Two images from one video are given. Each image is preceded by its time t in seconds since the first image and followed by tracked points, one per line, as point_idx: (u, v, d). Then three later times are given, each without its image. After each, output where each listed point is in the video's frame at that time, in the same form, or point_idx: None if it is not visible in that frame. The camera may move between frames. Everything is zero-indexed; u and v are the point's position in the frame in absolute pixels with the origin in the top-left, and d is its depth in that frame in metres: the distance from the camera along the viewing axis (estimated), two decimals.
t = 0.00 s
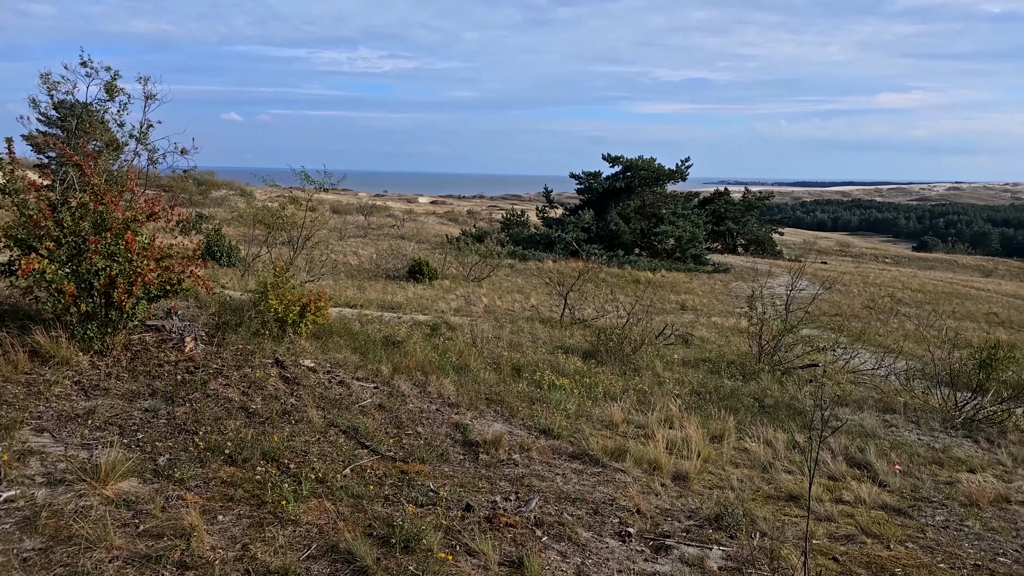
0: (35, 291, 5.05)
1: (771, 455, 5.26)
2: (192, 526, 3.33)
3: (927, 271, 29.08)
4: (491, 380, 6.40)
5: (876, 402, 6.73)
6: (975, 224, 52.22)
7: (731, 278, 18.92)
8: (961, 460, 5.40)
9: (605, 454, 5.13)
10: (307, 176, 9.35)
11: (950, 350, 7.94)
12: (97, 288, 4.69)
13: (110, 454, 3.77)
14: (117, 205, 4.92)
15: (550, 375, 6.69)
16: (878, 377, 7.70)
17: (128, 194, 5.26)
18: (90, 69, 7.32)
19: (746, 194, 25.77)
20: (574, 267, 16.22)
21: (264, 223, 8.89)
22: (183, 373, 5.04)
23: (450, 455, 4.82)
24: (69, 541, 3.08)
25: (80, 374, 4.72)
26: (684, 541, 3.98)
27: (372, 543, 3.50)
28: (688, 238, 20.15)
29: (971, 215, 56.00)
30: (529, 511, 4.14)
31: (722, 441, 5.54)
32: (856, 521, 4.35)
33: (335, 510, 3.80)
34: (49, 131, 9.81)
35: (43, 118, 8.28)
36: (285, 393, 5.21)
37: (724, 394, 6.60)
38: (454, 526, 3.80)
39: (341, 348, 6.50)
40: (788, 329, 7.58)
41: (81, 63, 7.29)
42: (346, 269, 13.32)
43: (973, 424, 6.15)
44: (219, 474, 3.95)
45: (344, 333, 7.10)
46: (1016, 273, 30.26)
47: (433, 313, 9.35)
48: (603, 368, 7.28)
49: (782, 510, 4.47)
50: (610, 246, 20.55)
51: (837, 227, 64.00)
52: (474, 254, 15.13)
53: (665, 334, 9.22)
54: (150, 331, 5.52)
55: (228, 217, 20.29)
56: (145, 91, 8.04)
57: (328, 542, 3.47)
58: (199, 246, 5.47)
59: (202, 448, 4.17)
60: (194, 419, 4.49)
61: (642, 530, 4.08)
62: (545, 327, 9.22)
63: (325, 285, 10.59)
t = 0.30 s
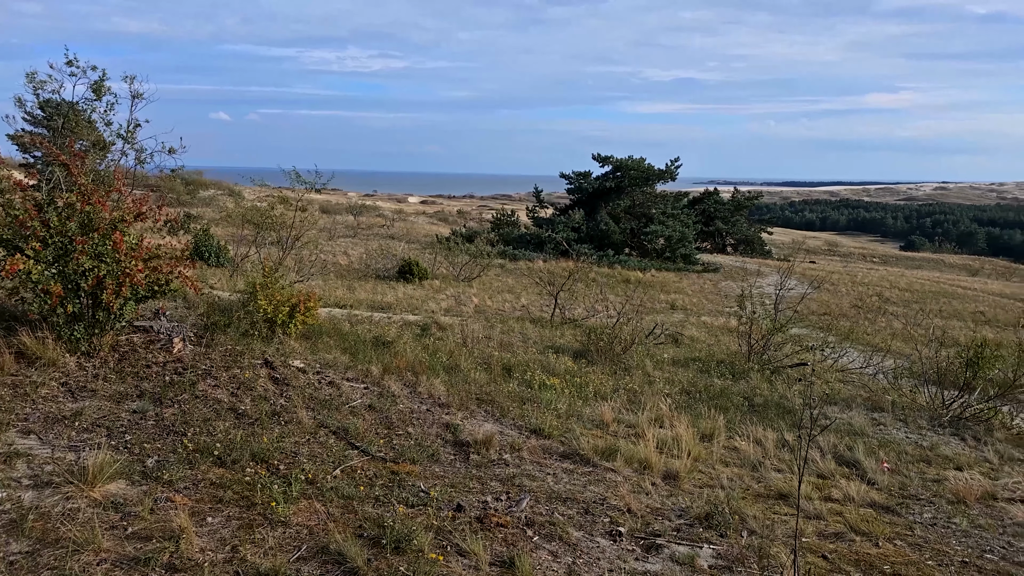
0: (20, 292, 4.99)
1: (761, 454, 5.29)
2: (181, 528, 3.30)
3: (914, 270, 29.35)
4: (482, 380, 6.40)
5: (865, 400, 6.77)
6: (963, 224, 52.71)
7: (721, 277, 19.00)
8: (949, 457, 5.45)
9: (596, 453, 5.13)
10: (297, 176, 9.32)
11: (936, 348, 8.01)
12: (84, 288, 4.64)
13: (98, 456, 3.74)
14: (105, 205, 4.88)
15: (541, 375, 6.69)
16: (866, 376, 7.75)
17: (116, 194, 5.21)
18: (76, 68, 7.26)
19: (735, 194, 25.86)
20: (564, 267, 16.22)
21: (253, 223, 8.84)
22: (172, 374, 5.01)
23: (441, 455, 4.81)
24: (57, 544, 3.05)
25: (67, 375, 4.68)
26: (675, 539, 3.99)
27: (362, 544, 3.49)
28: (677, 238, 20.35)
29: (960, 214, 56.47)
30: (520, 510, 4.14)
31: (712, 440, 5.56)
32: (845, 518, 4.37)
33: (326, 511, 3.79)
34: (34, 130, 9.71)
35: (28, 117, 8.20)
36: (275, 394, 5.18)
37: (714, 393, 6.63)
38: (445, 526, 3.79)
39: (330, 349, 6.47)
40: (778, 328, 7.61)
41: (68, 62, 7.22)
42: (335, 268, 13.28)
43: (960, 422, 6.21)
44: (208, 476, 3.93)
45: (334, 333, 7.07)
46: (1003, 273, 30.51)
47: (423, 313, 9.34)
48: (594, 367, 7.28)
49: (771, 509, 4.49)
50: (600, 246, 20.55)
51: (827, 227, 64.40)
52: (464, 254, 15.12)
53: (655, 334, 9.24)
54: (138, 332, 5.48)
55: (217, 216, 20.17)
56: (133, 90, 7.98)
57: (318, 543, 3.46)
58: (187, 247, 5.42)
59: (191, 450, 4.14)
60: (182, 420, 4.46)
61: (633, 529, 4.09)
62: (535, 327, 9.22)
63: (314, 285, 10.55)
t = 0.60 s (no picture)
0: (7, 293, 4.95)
1: (751, 453, 5.31)
2: (171, 531, 3.28)
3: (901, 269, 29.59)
4: (473, 381, 6.39)
5: (854, 399, 6.81)
6: (951, 224, 53.19)
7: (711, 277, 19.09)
8: (937, 456, 5.49)
9: (588, 453, 5.13)
10: (288, 176, 9.28)
11: (924, 347, 8.07)
12: (72, 289, 4.60)
13: (86, 459, 3.71)
14: (92, 205, 4.84)
15: (532, 375, 6.69)
16: (855, 375, 7.80)
17: (104, 194, 5.17)
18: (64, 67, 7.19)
19: (726, 195, 25.97)
20: (555, 267, 16.23)
21: (243, 223, 8.80)
22: (161, 376, 4.97)
23: (432, 456, 4.80)
24: (45, 548, 3.03)
25: (54, 377, 4.64)
26: (666, 539, 4.00)
27: (354, 546, 3.48)
28: (668, 238, 20.33)
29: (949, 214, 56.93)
30: (512, 511, 4.14)
31: (703, 439, 5.57)
32: (835, 517, 4.39)
33: (317, 512, 3.77)
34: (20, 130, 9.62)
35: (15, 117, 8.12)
36: (265, 395, 5.16)
37: (705, 393, 6.65)
38: (437, 527, 3.79)
39: (320, 350, 6.45)
40: (768, 327, 7.64)
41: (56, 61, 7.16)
42: (326, 269, 13.25)
43: (948, 421, 6.26)
44: (198, 478, 3.90)
45: (324, 334, 7.05)
46: (990, 272, 30.76)
47: (413, 314, 9.33)
48: (585, 367, 7.29)
49: (762, 508, 4.51)
50: (590, 246, 20.47)
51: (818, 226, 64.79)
52: (455, 255, 15.10)
53: (646, 334, 9.26)
54: (126, 333, 5.44)
55: (207, 216, 20.06)
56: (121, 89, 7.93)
57: (309, 544, 3.44)
58: (176, 247, 5.39)
59: (180, 451, 4.11)
60: (171, 422, 4.43)
61: (624, 529, 4.09)
62: (526, 327, 9.22)
63: (304, 286, 10.51)
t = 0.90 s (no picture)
0: None
1: (741, 451, 5.33)
2: (160, 533, 3.26)
3: (890, 268, 29.84)
4: (464, 380, 6.39)
5: (843, 398, 6.85)
6: (940, 224, 53.65)
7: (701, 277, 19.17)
8: (925, 454, 5.53)
9: (579, 452, 5.14)
10: (278, 176, 9.25)
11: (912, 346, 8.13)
12: (59, 290, 4.56)
13: (73, 461, 3.68)
14: (80, 206, 4.80)
15: (523, 375, 6.68)
16: (844, 373, 7.85)
17: (91, 195, 5.13)
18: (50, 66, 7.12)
19: (715, 194, 26.08)
20: (545, 267, 16.25)
21: (233, 223, 8.76)
22: (149, 377, 4.94)
23: (423, 456, 4.79)
24: (32, 551, 3.00)
25: (41, 378, 4.59)
26: (656, 538, 4.01)
27: (345, 547, 3.46)
28: (658, 238, 20.32)
29: (938, 213, 57.41)
30: (503, 511, 4.13)
31: (694, 438, 5.59)
32: (825, 514, 4.42)
33: (307, 513, 3.75)
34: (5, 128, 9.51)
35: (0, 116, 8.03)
36: (255, 396, 5.13)
37: (695, 391, 6.67)
38: (428, 527, 3.78)
39: (310, 350, 6.42)
40: (758, 326, 7.67)
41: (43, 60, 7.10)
42: (316, 269, 13.20)
43: (936, 419, 6.31)
44: (187, 479, 3.88)
45: (314, 334, 7.03)
46: (977, 271, 31.01)
47: (404, 314, 9.32)
48: (576, 367, 7.29)
49: (752, 506, 4.53)
50: (581, 245, 20.51)
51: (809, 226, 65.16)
52: (445, 255, 15.09)
53: (636, 333, 9.29)
54: (114, 334, 5.40)
55: (197, 216, 19.94)
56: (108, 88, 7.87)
57: (299, 546, 3.42)
58: (165, 247, 5.35)
59: (169, 453, 4.09)
60: (160, 424, 4.40)
61: (615, 528, 4.09)
62: (517, 327, 9.22)
63: (294, 286, 10.48)
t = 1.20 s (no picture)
0: None
1: (732, 450, 5.35)
2: (148, 535, 3.23)
3: (878, 267, 30.09)
4: (455, 380, 6.38)
5: (833, 396, 6.88)
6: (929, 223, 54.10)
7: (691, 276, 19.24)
8: (914, 451, 5.57)
9: (570, 452, 5.14)
10: (268, 176, 9.20)
11: (900, 345, 8.18)
12: (45, 291, 4.51)
13: (60, 463, 3.64)
14: (66, 206, 4.75)
15: (514, 374, 6.68)
16: (833, 372, 7.89)
17: (78, 194, 5.07)
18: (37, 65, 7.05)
19: (705, 194, 26.17)
20: (535, 267, 16.25)
21: (221, 223, 8.70)
22: (137, 378, 4.90)
23: (414, 457, 4.78)
24: (19, 554, 2.96)
25: (28, 380, 4.55)
26: (648, 537, 4.01)
27: (335, 547, 3.44)
28: (649, 237, 20.34)
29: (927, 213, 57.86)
30: (494, 511, 4.13)
31: (684, 437, 5.60)
32: (815, 513, 4.44)
33: (297, 514, 3.73)
34: None
35: None
36: (244, 397, 5.10)
37: (686, 391, 6.69)
38: (419, 528, 3.77)
39: (300, 350, 6.39)
40: (748, 325, 7.69)
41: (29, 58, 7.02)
42: (305, 269, 13.14)
43: (924, 417, 6.36)
44: (176, 481, 3.85)
45: (304, 334, 6.99)
46: (964, 271, 31.23)
47: (394, 314, 9.30)
48: (567, 366, 7.29)
49: (743, 504, 4.54)
50: (572, 245, 20.56)
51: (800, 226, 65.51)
52: (435, 255, 15.06)
53: (627, 332, 9.30)
54: (102, 335, 5.35)
55: (185, 216, 19.81)
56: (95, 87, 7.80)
57: (289, 547, 3.41)
58: (153, 248, 5.31)
59: (158, 454, 4.06)
60: (148, 425, 4.37)
61: (607, 527, 4.10)
62: (508, 326, 9.20)
63: (283, 286, 10.42)
